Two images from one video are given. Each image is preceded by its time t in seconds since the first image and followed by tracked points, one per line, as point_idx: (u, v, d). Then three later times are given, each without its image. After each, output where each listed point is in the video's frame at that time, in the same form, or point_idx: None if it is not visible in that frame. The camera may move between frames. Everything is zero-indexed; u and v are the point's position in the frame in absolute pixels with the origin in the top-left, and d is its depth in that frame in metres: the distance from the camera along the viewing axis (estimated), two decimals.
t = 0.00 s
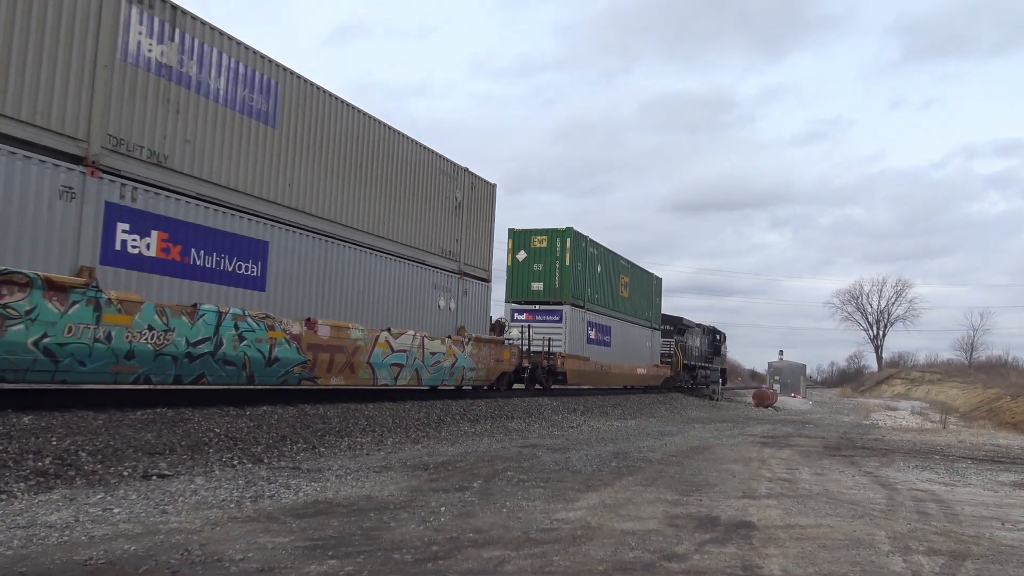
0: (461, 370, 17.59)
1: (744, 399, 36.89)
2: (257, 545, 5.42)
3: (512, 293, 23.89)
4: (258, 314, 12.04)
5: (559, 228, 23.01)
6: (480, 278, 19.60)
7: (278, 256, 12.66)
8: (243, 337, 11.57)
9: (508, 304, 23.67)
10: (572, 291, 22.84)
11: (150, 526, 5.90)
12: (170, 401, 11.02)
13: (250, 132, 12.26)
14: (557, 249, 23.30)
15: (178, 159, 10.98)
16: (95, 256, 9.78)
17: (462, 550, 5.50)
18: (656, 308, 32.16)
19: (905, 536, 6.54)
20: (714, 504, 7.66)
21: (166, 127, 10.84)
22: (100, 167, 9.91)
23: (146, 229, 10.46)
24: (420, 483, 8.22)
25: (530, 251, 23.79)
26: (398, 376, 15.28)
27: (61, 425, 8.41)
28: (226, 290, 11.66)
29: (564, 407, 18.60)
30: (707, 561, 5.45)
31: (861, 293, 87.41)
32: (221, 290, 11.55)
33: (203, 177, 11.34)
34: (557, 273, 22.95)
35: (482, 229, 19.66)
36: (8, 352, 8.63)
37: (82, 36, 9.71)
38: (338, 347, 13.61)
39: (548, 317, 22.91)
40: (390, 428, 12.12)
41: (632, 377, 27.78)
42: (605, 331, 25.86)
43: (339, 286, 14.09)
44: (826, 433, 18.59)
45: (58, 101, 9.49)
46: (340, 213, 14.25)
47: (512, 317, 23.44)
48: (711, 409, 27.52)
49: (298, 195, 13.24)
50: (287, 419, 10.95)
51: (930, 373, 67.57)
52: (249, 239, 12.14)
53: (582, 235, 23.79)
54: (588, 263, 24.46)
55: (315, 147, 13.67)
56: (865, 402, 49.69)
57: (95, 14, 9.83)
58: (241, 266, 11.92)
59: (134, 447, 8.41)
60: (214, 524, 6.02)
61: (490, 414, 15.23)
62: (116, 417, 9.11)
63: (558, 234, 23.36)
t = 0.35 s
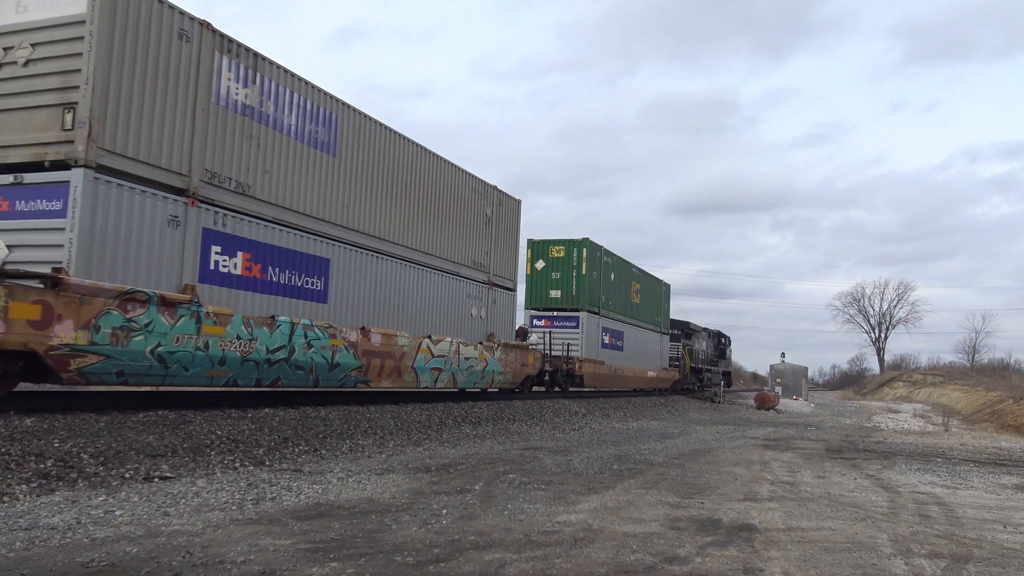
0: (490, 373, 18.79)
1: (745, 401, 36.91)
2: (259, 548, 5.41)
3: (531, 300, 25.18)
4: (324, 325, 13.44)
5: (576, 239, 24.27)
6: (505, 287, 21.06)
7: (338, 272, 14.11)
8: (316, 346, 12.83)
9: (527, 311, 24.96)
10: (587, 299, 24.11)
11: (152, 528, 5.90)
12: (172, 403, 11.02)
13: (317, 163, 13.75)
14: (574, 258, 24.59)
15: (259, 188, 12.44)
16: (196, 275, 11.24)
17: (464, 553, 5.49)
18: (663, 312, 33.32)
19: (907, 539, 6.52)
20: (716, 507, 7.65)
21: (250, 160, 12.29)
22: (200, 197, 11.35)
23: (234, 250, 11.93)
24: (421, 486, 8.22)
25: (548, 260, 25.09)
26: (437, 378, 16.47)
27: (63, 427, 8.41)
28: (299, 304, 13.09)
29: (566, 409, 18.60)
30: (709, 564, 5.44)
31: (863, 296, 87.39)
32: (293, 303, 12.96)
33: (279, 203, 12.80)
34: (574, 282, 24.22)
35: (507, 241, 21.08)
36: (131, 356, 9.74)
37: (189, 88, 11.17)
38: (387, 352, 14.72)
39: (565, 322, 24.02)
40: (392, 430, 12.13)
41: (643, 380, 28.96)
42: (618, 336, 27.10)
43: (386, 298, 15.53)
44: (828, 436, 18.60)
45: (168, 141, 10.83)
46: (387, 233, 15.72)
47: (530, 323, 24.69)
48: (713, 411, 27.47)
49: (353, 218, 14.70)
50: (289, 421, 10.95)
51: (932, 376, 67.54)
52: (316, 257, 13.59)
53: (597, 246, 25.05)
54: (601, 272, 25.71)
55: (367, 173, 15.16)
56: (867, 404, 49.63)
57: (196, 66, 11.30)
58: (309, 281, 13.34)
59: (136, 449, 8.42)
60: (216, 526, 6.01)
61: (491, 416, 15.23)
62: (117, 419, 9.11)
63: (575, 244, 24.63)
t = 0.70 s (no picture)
0: (514, 377, 19.76)
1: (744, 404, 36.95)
2: (258, 551, 5.42)
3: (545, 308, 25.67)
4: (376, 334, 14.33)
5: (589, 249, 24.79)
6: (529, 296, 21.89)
7: (386, 286, 14.97)
8: (369, 353, 13.82)
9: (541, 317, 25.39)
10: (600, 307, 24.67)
11: (151, 531, 5.90)
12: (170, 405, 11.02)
13: (368, 188, 14.62)
14: (587, 267, 24.98)
15: (320, 213, 13.31)
16: (270, 294, 12.08)
17: (464, 555, 5.51)
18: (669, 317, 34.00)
19: (906, 541, 6.53)
20: (715, 509, 7.66)
21: (312, 187, 13.14)
22: (273, 222, 12.21)
23: (301, 268, 12.76)
24: (420, 489, 8.22)
25: (562, 268, 25.58)
26: (468, 382, 17.37)
27: (61, 430, 8.41)
28: (354, 316, 13.98)
29: (565, 412, 18.61)
30: (708, 566, 5.45)
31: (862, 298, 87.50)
32: (349, 316, 13.82)
33: (336, 225, 13.67)
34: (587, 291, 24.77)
35: (531, 253, 21.93)
36: (222, 365, 10.76)
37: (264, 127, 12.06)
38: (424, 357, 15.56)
39: (579, 327, 24.46)
40: (391, 433, 12.12)
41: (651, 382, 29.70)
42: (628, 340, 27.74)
43: (427, 309, 16.38)
44: (827, 438, 18.62)
45: (248, 175, 11.71)
46: (428, 249, 16.58)
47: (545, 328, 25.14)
48: (711, 413, 27.45)
49: (399, 236, 15.56)
50: (288, 424, 10.95)
51: (931, 378, 67.62)
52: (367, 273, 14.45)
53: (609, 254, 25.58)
54: (614, 280, 26.27)
55: (412, 195, 15.99)
56: (866, 406, 49.66)
57: (269, 104, 12.18)
58: (362, 295, 14.22)
59: (134, 452, 8.41)
60: (215, 529, 6.02)
61: (490, 419, 15.23)
62: (116, 422, 9.11)
63: (588, 253, 25.14)
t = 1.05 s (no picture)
0: (537, 380, 20.89)
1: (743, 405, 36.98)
2: (256, 553, 5.42)
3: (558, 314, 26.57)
4: (418, 341, 15.55)
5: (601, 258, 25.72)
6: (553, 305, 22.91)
7: (427, 297, 16.20)
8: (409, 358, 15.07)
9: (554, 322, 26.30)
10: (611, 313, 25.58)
11: (150, 533, 5.89)
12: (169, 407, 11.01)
13: (412, 208, 15.85)
14: (600, 276, 25.88)
15: (372, 232, 14.60)
16: (329, 306, 13.35)
17: (462, 557, 5.51)
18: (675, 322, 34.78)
19: (904, 543, 6.53)
20: (714, 512, 7.66)
21: (363, 209, 14.37)
22: (332, 241, 13.48)
23: (353, 282, 14.00)
24: (419, 491, 8.21)
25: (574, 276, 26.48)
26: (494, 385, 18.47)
27: (60, 432, 8.42)
28: (399, 325, 15.22)
29: (564, 414, 18.60)
30: (706, 568, 5.45)
31: (860, 300, 87.64)
32: (393, 325, 15.03)
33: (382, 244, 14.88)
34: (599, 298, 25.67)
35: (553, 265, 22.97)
36: (292, 369, 12.09)
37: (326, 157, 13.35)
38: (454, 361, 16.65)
39: (592, 333, 25.53)
40: (389, 435, 12.12)
41: (659, 384, 30.50)
42: (637, 344, 28.66)
43: (462, 318, 17.58)
44: (826, 440, 18.63)
45: (313, 200, 12.99)
46: (463, 262, 17.81)
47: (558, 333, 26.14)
48: (709, 415, 27.42)
49: (439, 251, 16.78)
50: (287, 426, 10.94)
51: (929, 380, 67.67)
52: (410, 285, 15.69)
53: (619, 263, 26.47)
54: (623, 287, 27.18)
55: (450, 214, 17.24)
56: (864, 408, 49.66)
57: (329, 136, 13.45)
58: (406, 306, 15.44)
59: (133, 454, 8.41)
60: (213, 531, 6.02)
61: (489, 421, 15.25)
62: (115, 424, 9.11)
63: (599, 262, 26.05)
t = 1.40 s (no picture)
0: (555, 383, 22.28)
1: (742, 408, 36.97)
2: (255, 554, 5.42)
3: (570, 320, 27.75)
4: (449, 347, 16.95)
5: (609, 265, 26.89)
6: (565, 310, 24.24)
7: (458, 306, 17.61)
8: (442, 363, 16.46)
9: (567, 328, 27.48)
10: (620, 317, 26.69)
11: (149, 535, 5.88)
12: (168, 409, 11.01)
13: (445, 224, 17.26)
14: (609, 282, 27.06)
15: (410, 247, 15.97)
16: (376, 315, 14.75)
17: (461, 559, 5.51)
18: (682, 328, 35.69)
19: (903, 544, 6.54)
20: (713, 513, 7.67)
21: (403, 227, 15.74)
22: (379, 257, 14.91)
23: (396, 293, 15.38)
24: (418, 492, 8.21)
25: (585, 283, 27.68)
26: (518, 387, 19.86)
27: (59, 434, 8.42)
28: (433, 332, 16.61)
29: (563, 416, 18.61)
30: (705, 570, 5.46)
31: (858, 302, 87.70)
32: (428, 331, 16.43)
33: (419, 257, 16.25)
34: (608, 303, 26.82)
35: (566, 273, 24.29)
36: (347, 372, 13.61)
37: (375, 181, 14.77)
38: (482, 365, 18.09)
39: (602, 337, 26.68)
40: (388, 437, 12.12)
41: (666, 386, 31.44)
42: (645, 347, 29.72)
43: (487, 324, 18.98)
44: (825, 442, 18.63)
45: (363, 220, 14.41)
46: (487, 273, 19.18)
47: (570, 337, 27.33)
48: (708, 418, 27.41)
49: (466, 263, 18.19)
50: (286, 427, 10.94)
51: (928, 382, 67.69)
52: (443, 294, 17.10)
53: (628, 270, 27.62)
54: (632, 294, 28.28)
55: (476, 228, 18.62)
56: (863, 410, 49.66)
57: (376, 162, 14.81)
58: (439, 314, 16.85)
59: (132, 455, 8.41)
60: (212, 533, 6.02)
61: (488, 422, 15.26)
62: (114, 425, 9.11)
63: (608, 269, 27.22)
